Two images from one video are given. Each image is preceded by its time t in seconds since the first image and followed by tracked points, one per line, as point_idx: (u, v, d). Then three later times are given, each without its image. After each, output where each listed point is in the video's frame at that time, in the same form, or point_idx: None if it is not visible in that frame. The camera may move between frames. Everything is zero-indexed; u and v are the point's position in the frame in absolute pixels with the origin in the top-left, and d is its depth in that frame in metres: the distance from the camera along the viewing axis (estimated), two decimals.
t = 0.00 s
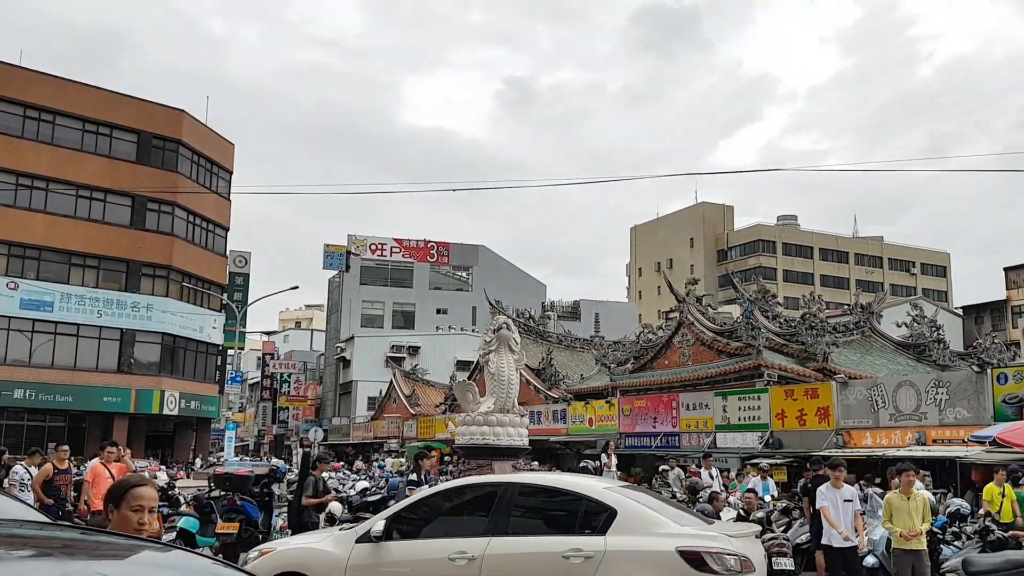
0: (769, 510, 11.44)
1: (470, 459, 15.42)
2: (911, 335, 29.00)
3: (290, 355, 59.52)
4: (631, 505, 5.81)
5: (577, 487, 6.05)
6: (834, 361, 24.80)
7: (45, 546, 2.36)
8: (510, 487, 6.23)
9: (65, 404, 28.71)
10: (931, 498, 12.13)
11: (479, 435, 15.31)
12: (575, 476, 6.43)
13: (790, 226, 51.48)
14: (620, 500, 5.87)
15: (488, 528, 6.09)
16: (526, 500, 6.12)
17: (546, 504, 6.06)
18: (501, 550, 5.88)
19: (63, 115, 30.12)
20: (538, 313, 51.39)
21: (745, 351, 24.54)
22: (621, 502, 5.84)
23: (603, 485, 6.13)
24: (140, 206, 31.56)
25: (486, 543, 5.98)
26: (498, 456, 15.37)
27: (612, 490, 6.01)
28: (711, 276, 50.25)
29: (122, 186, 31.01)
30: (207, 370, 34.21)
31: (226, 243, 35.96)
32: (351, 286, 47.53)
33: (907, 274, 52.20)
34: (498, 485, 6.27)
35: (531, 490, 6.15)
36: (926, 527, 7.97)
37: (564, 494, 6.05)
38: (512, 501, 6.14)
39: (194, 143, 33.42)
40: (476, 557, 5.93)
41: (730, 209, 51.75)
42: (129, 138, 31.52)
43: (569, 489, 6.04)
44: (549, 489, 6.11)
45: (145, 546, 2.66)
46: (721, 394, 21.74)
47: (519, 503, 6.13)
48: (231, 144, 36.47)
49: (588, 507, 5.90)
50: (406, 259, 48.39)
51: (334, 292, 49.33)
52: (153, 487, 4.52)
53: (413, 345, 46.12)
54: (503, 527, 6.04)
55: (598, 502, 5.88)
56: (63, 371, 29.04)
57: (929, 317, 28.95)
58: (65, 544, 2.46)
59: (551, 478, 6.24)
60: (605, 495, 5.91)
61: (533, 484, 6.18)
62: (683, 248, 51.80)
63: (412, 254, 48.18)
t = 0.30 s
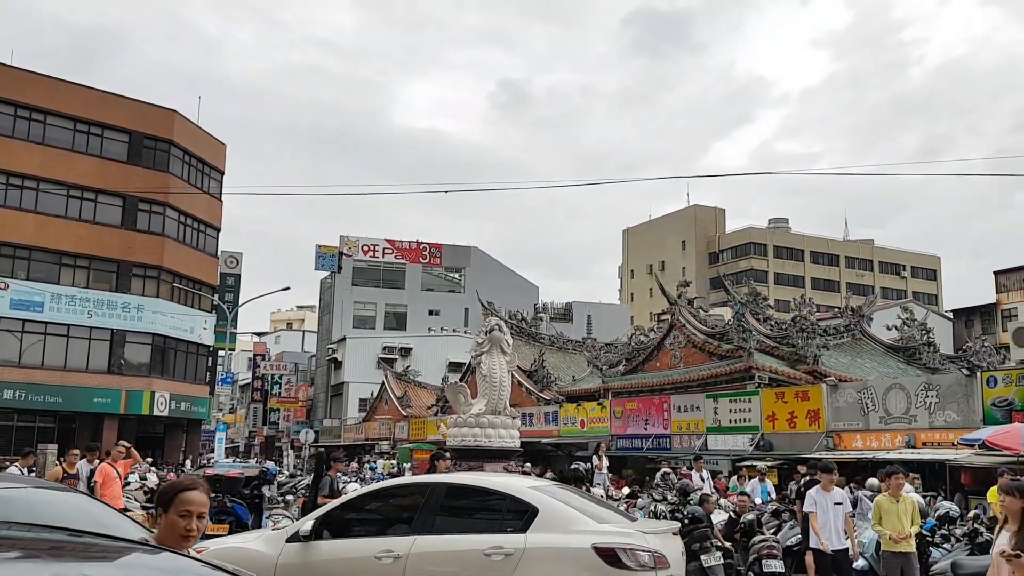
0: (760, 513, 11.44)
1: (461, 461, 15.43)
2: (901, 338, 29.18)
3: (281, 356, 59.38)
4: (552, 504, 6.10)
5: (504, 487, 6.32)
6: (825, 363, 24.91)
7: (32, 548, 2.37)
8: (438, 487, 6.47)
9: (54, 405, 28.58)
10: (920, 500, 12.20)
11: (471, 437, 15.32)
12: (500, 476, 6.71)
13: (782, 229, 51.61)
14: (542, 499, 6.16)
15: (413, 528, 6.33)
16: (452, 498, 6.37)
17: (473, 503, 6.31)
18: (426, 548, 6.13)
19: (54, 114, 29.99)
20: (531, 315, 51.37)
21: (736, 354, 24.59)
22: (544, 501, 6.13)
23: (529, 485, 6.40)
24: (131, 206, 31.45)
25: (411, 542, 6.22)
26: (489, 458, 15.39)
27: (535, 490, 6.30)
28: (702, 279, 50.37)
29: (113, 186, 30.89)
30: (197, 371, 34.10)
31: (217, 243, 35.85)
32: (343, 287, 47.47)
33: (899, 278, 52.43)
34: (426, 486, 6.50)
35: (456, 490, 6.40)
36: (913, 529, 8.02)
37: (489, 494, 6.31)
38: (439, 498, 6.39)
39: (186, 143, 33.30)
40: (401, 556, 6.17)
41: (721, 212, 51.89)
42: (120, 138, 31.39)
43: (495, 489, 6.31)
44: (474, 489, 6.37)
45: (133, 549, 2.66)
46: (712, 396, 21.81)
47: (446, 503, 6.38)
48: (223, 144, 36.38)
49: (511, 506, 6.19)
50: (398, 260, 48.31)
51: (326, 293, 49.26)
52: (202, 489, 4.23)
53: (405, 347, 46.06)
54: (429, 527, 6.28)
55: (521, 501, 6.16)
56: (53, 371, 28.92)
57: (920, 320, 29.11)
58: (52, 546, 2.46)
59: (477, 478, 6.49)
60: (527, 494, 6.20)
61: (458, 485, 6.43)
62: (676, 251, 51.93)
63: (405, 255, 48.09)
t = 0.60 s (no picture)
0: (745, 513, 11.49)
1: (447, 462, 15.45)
2: (884, 340, 29.40)
3: (266, 357, 59.15)
4: (471, 504, 6.44)
5: (425, 486, 6.67)
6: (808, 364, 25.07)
7: (11, 549, 2.38)
8: (362, 486, 6.81)
9: (36, 406, 28.37)
10: (903, 501, 12.30)
11: (456, 438, 15.33)
12: (423, 474, 7.04)
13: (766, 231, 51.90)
14: (462, 499, 6.50)
15: (336, 526, 6.70)
16: (374, 498, 6.72)
17: (395, 502, 6.66)
18: (347, 546, 6.50)
19: (37, 113, 29.75)
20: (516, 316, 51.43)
21: (720, 355, 24.69)
22: (464, 500, 6.46)
23: (450, 483, 6.74)
24: (114, 206, 31.24)
25: (332, 540, 6.58)
26: (474, 459, 15.42)
27: (457, 489, 6.62)
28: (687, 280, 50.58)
29: (97, 186, 30.68)
30: (181, 372, 33.92)
31: (201, 243, 35.66)
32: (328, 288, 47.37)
33: (881, 280, 52.87)
34: (350, 486, 6.83)
35: (379, 489, 6.76)
36: (895, 530, 8.12)
37: (411, 493, 6.66)
38: (362, 495, 6.73)
39: (170, 142, 33.11)
40: (322, 553, 6.56)
41: (706, 214, 52.13)
42: (104, 137, 31.15)
43: (416, 489, 6.65)
44: (396, 488, 6.71)
45: (115, 549, 2.68)
46: (697, 398, 21.92)
47: (368, 503, 6.73)
48: (207, 144, 36.21)
49: (431, 505, 6.53)
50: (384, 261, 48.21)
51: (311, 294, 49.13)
52: (252, 497, 3.58)
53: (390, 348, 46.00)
54: (351, 525, 6.65)
55: (441, 501, 6.51)
56: (35, 372, 28.70)
57: (902, 322, 29.37)
58: (35, 547, 2.47)
59: (400, 477, 6.85)
60: (448, 494, 6.54)
61: (380, 484, 6.78)
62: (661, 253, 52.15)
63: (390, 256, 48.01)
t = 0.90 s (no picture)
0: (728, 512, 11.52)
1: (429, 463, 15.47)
2: (864, 340, 29.67)
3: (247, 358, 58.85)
4: (388, 499, 6.88)
5: (344, 484, 7.12)
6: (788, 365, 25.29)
7: None
8: (285, 485, 7.25)
9: (14, 407, 28.09)
10: (883, 500, 12.41)
11: (438, 438, 15.35)
12: (348, 474, 7.49)
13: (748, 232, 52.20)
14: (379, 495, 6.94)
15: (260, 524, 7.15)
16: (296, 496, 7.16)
17: (315, 500, 7.11)
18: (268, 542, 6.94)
19: (15, 112, 29.46)
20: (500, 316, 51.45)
21: (703, 356, 24.83)
22: (380, 497, 6.90)
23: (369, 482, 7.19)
24: (94, 206, 30.96)
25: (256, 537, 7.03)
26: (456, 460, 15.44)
27: (375, 488, 7.06)
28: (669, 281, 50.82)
29: (76, 185, 30.40)
30: (161, 373, 33.68)
31: (181, 243, 35.40)
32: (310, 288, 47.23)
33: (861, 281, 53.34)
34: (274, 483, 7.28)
35: (301, 488, 7.20)
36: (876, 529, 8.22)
37: (331, 492, 7.10)
38: (281, 490, 7.18)
39: (150, 142, 32.86)
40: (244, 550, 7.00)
41: (688, 215, 52.38)
42: (83, 136, 30.86)
43: (335, 487, 7.11)
44: (317, 486, 7.16)
45: (91, 552, 2.67)
46: (679, 398, 22.04)
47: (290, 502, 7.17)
48: (187, 143, 35.97)
49: (350, 502, 6.98)
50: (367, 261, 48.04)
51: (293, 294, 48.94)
52: (277, 504, 3.21)
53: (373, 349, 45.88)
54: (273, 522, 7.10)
55: (360, 499, 6.94)
56: (13, 372, 28.42)
57: (881, 323, 29.65)
58: (10, 550, 2.48)
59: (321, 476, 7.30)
60: (366, 492, 6.98)
61: (302, 482, 7.23)
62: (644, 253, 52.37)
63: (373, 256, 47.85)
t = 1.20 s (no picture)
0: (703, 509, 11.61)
1: (404, 462, 15.48)
2: (835, 339, 30.03)
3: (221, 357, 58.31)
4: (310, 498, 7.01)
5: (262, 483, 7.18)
6: (761, 363, 25.57)
7: None
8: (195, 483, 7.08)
9: None
10: (853, 496, 12.61)
11: (413, 437, 15.37)
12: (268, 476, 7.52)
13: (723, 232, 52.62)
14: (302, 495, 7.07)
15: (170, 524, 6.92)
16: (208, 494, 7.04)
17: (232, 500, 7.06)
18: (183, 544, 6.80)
19: None
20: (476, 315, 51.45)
21: (678, 354, 25.02)
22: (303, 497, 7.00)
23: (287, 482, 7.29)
24: (65, 202, 30.57)
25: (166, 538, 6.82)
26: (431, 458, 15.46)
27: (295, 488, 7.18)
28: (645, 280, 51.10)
29: (47, 182, 30.01)
30: (133, 371, 33.33)
31: (154, 240, 35.05)
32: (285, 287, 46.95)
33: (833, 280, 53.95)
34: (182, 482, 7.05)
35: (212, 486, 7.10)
36: (844, 524, 8.38)
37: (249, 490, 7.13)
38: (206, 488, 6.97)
39: (122, 138, 32.52)
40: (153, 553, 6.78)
41: (663, 215, 52.71)
42: (54, 132, 30.44)
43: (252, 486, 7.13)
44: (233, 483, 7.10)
45: (62, 554, 2.69)
46: (653, 396, 22.21)
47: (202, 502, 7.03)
48: (160, 139, 35.63)
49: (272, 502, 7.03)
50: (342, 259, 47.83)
51: (267, 293, 48.61)
52: (284, 503, 3.00)
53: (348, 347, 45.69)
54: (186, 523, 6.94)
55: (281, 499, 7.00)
56: None
57: (852, 322, 30.03)
58: None
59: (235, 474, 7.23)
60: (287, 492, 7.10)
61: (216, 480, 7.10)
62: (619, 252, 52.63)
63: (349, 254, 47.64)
